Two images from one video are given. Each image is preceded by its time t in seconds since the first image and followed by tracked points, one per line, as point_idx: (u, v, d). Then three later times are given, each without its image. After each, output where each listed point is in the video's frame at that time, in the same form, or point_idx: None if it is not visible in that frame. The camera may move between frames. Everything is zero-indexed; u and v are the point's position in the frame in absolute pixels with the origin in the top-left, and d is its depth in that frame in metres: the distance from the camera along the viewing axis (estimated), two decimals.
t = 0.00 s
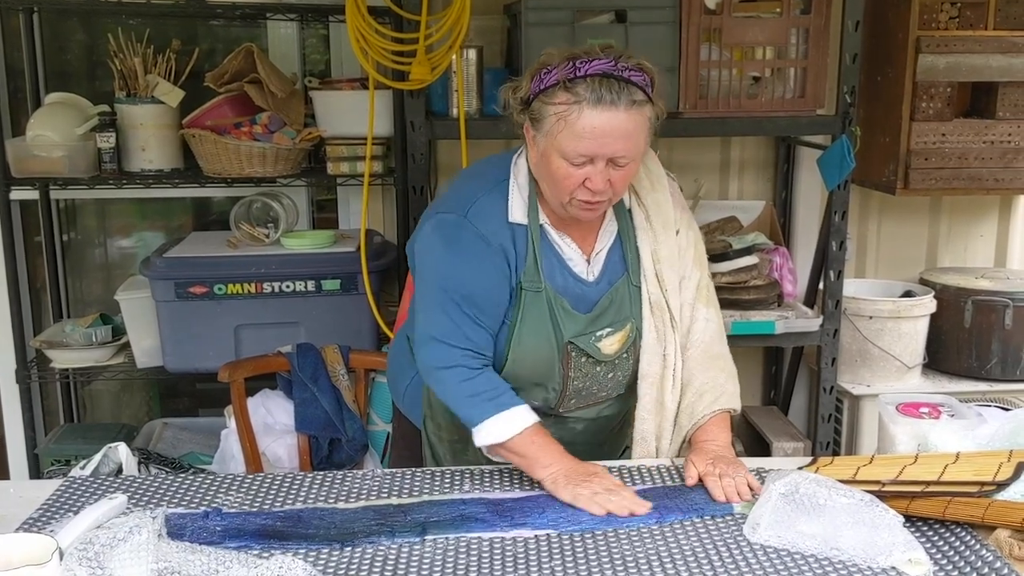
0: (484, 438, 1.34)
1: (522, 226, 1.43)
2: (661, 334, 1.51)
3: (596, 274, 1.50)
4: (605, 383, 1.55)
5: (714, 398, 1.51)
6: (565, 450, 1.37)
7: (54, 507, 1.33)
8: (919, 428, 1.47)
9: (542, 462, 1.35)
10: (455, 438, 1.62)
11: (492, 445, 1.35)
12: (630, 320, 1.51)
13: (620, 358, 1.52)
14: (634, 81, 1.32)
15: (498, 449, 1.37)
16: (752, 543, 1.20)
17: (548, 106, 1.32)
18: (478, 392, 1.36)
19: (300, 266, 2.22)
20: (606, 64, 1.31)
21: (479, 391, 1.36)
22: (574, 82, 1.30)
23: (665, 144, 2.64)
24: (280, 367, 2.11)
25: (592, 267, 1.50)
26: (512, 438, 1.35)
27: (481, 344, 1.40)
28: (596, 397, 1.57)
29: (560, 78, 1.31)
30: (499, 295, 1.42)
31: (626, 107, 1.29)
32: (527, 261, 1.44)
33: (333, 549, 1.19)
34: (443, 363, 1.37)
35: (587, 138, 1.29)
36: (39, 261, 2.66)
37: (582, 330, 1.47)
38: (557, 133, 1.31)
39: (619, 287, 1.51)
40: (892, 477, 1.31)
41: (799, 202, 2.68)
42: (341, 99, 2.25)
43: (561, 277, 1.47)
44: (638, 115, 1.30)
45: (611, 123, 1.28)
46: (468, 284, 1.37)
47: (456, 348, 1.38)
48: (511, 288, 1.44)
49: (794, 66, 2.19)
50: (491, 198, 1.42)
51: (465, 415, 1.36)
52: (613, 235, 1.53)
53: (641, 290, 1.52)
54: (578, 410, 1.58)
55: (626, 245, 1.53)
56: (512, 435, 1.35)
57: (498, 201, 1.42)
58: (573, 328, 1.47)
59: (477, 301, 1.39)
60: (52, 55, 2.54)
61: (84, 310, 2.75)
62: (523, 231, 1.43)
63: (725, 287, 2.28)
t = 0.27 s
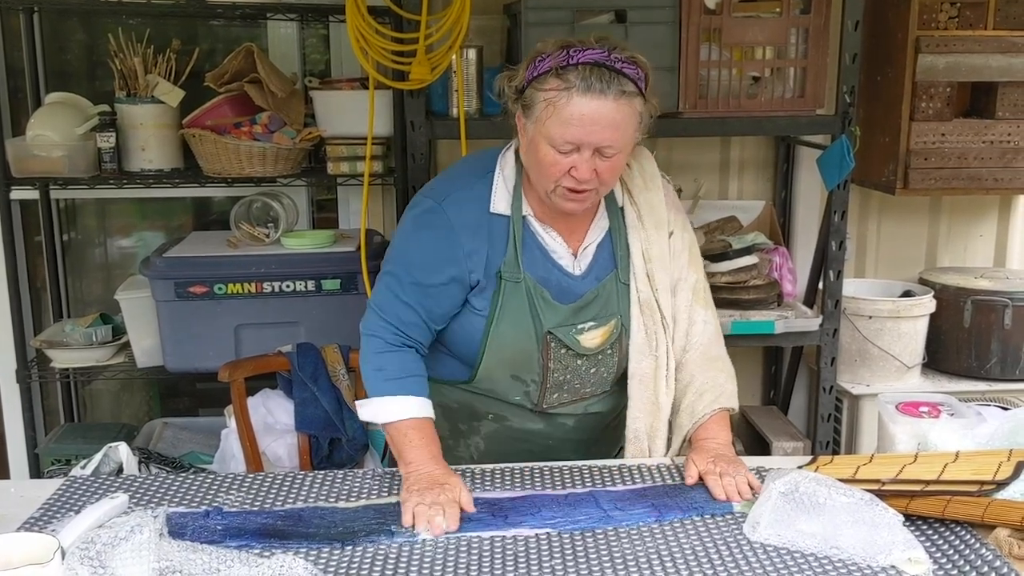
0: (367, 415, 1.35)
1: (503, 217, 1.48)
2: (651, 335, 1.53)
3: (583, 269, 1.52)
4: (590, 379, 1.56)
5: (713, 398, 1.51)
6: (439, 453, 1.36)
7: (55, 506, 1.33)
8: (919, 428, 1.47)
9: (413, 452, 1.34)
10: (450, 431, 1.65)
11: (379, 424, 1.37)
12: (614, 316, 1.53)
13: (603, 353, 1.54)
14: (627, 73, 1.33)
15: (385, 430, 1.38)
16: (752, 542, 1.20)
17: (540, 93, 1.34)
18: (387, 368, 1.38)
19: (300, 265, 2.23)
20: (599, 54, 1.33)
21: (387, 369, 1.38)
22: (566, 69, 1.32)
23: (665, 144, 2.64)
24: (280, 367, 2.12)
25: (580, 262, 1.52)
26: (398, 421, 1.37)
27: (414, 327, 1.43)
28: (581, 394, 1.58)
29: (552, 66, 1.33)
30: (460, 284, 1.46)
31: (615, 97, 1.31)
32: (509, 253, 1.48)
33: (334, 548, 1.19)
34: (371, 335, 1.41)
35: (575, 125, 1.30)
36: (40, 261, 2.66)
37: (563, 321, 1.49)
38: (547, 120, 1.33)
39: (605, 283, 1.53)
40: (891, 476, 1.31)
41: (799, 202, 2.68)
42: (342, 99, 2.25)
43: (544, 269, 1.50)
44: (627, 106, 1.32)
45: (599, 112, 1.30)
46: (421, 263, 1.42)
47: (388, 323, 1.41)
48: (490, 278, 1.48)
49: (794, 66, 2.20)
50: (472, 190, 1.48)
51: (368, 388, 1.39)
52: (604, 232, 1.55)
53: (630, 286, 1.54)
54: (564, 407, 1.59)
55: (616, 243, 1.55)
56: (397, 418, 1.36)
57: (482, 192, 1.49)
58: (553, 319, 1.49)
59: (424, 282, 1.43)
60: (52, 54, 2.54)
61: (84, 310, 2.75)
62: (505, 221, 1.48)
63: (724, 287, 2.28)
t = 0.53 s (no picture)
0: (441, 429, 1.36)
1: (470, 222, 1.48)
2: (627, 337, 1.53)
3: (553, 271, 1.52)
4: (564, 381, 1.56)
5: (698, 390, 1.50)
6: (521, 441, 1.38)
7: (56, 506, 1.33)
8: (919, 427, 1.47)
9: (503, 445, 1.36)
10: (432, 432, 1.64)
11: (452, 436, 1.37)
12: (585, 318, 1.53)
13: (575, 355, 1.54)
14: (570, 72, 1.32)
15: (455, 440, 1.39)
16: (752, 541, 1.20)
17: (482, 93, 1.33)
18: (436, 381, 1.40)
19: (300, 265, 2.23)
20: (541, 53, 1.32)
21: (441, 382, 1.40)
22: (505, 70, 1.31)
23: (665, 144, 2.65)
24: (280, 366, 2.11)
25: (549, 264, 1.52)
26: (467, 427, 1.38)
27: (438, 337, 1.45)
28: (558, 395, 1.58)
29: (494, 67, 1.33)
30: (444, 293, 1.46)
31: (553, 96, 1.30)
32: (476, 256, 1.48)
33: (334, 548, 1.19)
34: (398, 356, 1.42)
35: (513, 125, 1.30)
36: (40, 261, 2.66)
37: (532, 324, 1.50)
38: (487, 120, 1.32)
39: (577, 285, 1.53)
40: (891, 476, 1.31)
41: (799, 202, 2.68)
42: (342, 99, 2.25)
43: (514, 273, 1.50)
44: (567, 104, 1.30)
45: (537, 111, 1.29)
46: (420, 281, 1.43)
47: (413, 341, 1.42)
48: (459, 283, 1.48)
49: (793, 66, 2.20)
50: (439, 195, 1.48)
51: (425, 407, 1.39)
52: (574, 233, 1.55)
53: (602, 288, 1.53)
54: (540, 406, 1.59)
55: (588, 244, 1.54)
56: (467, 424, 1.37)
57: (447, 197, 1.47)
58: (522, 322, 1.50)
59: (426, 298, 1.44)
60: (53, 54, 2.54)
61: (85, 310, 2.76)
62: (472, 226, 1.48)
63: (724, 288, 2.29)
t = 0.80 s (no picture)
0: (294, 414, 1.39)
1: (440, 220, 1.51)
2: (596, 344, 1.53)
3: (523, 274, 1.53)
4: (530, 385, 1.55)
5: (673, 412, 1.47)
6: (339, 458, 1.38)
7: (57, 506, 1.33)
8: (920, 428, 1.47)
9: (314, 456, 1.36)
10: (410, 431, 1.65)
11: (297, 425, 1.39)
12: (551, 322, 1.53)
13: (540, 359, 1.53)
14: (546, 72, 1.34)
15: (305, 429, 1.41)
16: (753, 541, 1.20)
17: (457, 92, 1.36)
18: (321, 374, 1.42)
19: (301, 266, 2.23)
20: (517, 52, 1.34)
21: (319, 374, 1.42)
22: (479, 68, 1.34)
23: (665, 144, 2.65)
24: (281, 366, 2.10)
25: (521, 267, 1.53)
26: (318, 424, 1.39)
27: (356, 333, 1.48)
28: (528, 400, 1.57)
29: (470, 65, 1.36)
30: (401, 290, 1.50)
31: (525, 95, 1.32)
32: (444, 256, 1.51)
33: (336, 548, 1.19)
34: (323, 346, 1.45)
35: (485, 122, 1.32)
36: (41, 261, 2.67)
37: (493, 325, 1.51)
38: (461, 118, 1.35)
39: (548, 288, 1.53)
40: (891, 476, 1.32)
41: (799, 202, 2.68)
42: (342, 99, 2.25)
43: (481, 274, 1.52)
44: (539, 105, 1.33)
45: (509, 109, 1.32)
46: (368, 274, 1.47)
47: (334, 332, 1.46)
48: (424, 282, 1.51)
49: (794, 66, 2.20)
50: (412, 193, 1.52)
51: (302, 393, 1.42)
52: (550, 236, 1.55)
53: (574, 293, 1.53)
54: (509, 411, 1.57)
55: (562, 248, 1.55)
56: (323, 421, 1.39)
57: (421, 194, 1.52)
58: (482, 323, 1.51)
59: (367, 292, 1.48)
60: (53, 54, 2.54)
61: (85, 309, 2.76)
62: (442, 224, 1.51)
63: (725, 288, 2.28)
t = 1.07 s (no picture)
0: (331, 423, 1.42)
1: (405, 218, 1.51)
2: (563, 343, 1.51)
3: (489, 272, 1.52)
4: (496, 386, 1.54)
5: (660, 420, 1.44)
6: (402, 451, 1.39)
7: (59, 506, 1.33)
8: (922, 428, 1.48)
9: (376, 455, 1.38)
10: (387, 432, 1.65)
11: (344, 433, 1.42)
12: (515, 322, 1.51)
13: (503, 359, 1.52)
14: (496, 61, 1.35)
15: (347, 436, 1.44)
16: (756, 542, 1.20)
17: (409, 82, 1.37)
18: (343, 381, 1.45)
19: (302, 266, 2.23)
20: (467, 41, 1.35)
21: (343, 381, 1.45)
22: (428, 57, 1.35)
23: (666, 144, 2.65)
24: (283, 367, 2.08)
25: (486, 265, 1.53)
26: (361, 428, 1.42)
27: (355, 339, 1.50)
28: (494, 401, 1.55)
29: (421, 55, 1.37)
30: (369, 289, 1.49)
31: (473, 83, 1.33)
32: (409, 254, 1.51)
33: (339, 549, 1.19)
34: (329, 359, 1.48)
35: (433, 109, 1.32)
36: (42, 261, 2.67)
37: (456, 325, 1.50)
38: (412, 107, 1.35)
39: (514, 286, 1.52)
40: (894, 477, 1.32)
41: (801, 203, 2.68)
42: (343, 99, 2.26)
43: (447, 273, 1.51)
44: (487, 93, 1.33)
45: (456, 98, 1.32)
46: (338, 272, 1.48)
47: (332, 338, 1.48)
48: (390, 280, 1.51)
49: (796, 67, 2.20)
50: (382, 190, 1.52)
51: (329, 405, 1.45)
52: (518, 234, 1.54)
53: (540, 292, 1.51)
54: (477, 412, 1.56)
55: (529, 247, 1.53)
56: (360, 424, 1.42)
57: (389, 191, 1.52)
58: (446, 323, 1.50)
59: (349, 295, 1.48)
60: (54, 54, 2.54)
61: (86, 310, 2.76)
62: (408, 222, 1.51)
63: (727, 288, 2.28)
